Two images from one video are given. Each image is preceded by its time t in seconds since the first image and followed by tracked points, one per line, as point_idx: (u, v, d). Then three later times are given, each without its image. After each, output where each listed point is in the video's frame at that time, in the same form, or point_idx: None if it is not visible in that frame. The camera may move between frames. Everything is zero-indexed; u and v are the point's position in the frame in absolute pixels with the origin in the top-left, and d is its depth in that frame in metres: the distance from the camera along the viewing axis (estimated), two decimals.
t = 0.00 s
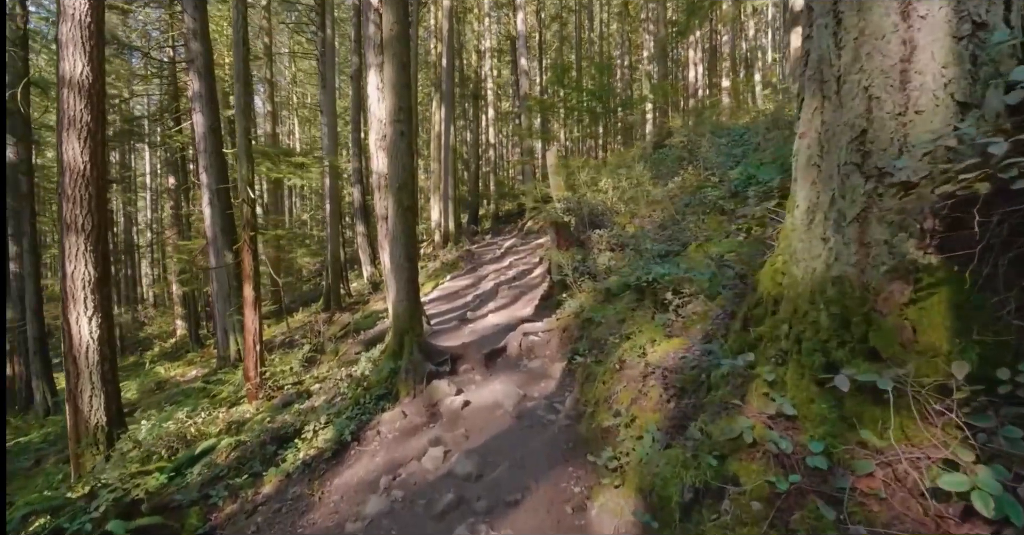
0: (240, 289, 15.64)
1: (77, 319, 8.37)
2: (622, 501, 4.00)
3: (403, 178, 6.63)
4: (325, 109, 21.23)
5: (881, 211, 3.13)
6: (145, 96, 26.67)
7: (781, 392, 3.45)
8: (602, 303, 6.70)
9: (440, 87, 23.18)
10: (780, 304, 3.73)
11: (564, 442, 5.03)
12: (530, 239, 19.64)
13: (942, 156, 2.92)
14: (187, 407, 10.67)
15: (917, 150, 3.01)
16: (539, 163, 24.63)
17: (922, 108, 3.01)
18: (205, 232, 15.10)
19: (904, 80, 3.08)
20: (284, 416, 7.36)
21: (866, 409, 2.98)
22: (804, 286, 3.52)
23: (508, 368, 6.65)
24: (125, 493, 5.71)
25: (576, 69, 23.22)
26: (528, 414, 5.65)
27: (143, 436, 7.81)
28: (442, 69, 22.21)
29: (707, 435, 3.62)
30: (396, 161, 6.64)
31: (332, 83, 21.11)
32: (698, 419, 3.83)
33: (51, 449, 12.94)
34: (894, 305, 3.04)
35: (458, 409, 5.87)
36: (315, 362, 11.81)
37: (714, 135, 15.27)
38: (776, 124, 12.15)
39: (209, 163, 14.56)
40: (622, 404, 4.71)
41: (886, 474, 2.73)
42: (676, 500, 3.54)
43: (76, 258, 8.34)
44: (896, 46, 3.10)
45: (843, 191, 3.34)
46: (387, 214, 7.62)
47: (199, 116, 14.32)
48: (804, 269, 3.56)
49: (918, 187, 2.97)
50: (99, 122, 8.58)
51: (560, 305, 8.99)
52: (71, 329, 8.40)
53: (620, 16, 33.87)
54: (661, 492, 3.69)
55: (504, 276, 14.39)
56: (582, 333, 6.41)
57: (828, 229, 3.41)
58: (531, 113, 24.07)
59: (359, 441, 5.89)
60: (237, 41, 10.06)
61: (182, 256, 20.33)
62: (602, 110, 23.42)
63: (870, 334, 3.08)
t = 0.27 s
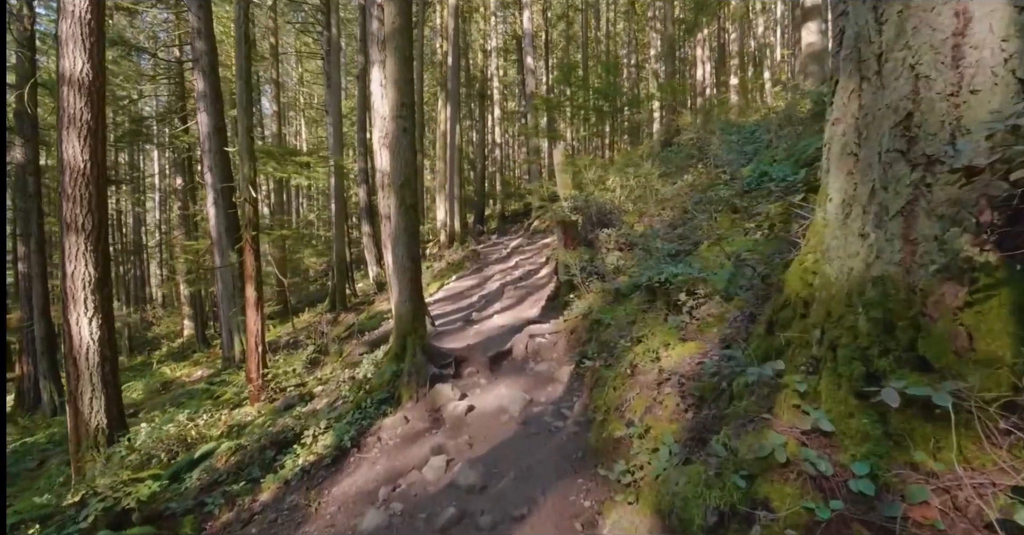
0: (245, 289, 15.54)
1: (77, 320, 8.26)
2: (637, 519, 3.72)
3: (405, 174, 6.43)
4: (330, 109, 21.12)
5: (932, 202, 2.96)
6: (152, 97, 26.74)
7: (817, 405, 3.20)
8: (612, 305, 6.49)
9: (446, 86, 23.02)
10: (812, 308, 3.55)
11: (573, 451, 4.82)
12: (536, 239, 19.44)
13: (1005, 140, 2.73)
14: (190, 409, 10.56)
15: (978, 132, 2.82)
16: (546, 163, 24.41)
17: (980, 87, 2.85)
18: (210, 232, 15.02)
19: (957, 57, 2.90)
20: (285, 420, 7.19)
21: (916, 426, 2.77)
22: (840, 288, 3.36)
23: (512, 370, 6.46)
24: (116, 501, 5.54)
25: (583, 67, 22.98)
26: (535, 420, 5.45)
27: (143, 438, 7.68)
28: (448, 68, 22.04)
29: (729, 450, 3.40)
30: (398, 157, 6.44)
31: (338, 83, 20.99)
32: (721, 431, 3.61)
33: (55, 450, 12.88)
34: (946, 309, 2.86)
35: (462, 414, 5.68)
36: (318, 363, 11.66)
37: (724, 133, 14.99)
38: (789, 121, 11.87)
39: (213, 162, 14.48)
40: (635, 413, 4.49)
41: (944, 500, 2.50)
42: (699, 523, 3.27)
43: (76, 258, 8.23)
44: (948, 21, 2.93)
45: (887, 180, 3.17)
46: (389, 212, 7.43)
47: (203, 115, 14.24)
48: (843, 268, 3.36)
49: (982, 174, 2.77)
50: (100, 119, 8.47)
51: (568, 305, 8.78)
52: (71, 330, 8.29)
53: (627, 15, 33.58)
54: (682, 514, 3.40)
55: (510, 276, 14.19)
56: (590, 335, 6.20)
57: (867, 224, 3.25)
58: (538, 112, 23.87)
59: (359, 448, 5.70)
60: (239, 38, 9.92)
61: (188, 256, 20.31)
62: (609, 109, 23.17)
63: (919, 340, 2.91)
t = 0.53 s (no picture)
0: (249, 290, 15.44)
1: (77, 320, 8.15)
2: None
3: (407, 172, 6.26)
4: (335, 108, 21.01)
5: (991, 195, 2.75)
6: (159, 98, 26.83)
7: (856, 421, 2.99)
8: (621, 307, 6.30)
9: (451, 85, 22.88)
10: (845, 314, 3.35)
11: (582, 462, 4.62)
12: (542, 239, 19.25)
13: None
14: (193, 411, 10.46)
15: None
16: (552, 162, 24.21)
17: None
18: (214, 232, 14.95)
19: (1018, 32, 2.70)
20: (286, 423, 7.05)
21: (973, 447, 2.58)
22: (878, 291, 3.16)
23: (518, 374, 6.31)
24: (107, 510, 5.42)
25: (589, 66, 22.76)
26: (541, 427, 5.27)
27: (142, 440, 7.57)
28: (453, 66, 21.89)
29: (756, 470, 3.23)
30: (400, 154, 6.27)
31: (343, 81, 20.87)
32: (745, 450, 3.41)
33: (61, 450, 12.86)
34: (1005, 316, 2.65)
35: (465, 420, 5.51)
36: (322, 364, 11.54)
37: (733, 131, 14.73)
38: (800, 118, 11.61)
39: (218, 161, 14.39)
40: (648, 423, 4.27)
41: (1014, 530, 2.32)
42: None
43: (76, 258, 8.12)
44: None
45: (933, 170, 2.97)
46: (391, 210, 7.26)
47: (208, 114, 14.16)
48: (882, 269, 3.16)
49: None
50: (100, 117, 8.37)
51: (575, 306, 8.59)
52: (71, 331, 8.18)
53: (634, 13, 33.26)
54: None
55: (516, 276, 14.01)
56: (599, 339, 6.02)
57: (912, 219, 3.04)
58: (544, 111, 23.66)
59: (358, 455, 5.53)
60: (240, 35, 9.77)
61: (194, 256, 20.30)
62: (616, 108, 22.91)
63: (977, 349, 2.70)
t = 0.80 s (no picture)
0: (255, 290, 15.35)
1: (78, 321, 8.06)
2: None
3: (410, 168, 6.10)
4: (341, 107, 20.88)
5: None
6: (167, 98, 26.86)
7: (905, 439, 2.86)
8: (631, 308, 6.11)
9: (457, 84, 22.70)
10: (886, 318, 3.26)
11: (592, 473, 4.43)
12: (549, 239, 19.03)
13: None
14: (196, 412, 10.36)
15: None
16: (559, 161, 24.00)
17: None
18: (219, 232, 14.86)
19: None
20: (287, 426, 6.90)
21: None
22: (928, 293, 3.07)
23: (523, 377, 6.14)
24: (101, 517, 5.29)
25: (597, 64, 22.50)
26: (548, 434, 5.08)
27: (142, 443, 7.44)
28: (459, 65, 21.71)
29: (790, 491, 3.05)
30: (403, 150, 6.11)
31: (348, 80, 20.75)
32: (774, 467, 3.26)
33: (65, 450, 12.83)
34: None
35: (469, 426, 5.33)
36: (326, 365, 11.41)
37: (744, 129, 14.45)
38: (813, 115, 11.33)
39: (223, 160, 14.30)
40: (663, 433, 4.07)
41: None
42: None
43: (76, 258, 8.02)
44: None
45: (992, 158, 2.90)
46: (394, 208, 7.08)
47: (213, 113, 14.06)
48: (930, 269, 3.08)
49: None
50: (101, 115, 8.27)
51: (583, 307, 8.39)
52: (72, 332, 8.09)
53: (643, 10, 32.90)
54: None
55: (522, 276, 13.82)
56: (608, 342, 5.84)
57: (967, 212, 2.98)
58: (551, 110, 23.42)
59: (359, 462, 5.36)
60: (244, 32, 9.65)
61: (200, 256, 20.28)
62: (625, 106, 22.61)
63: None
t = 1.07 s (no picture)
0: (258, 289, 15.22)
1: (78, 322, 7.94)
2: None
3: (414, 163, 5.91)
4: (346, 106, 20.72)
5: None
6: (173, 98, 26.89)
7: (967, 464, 2.65)
8: (643, 311, 5.90)
9: (463, 82, 22.52)
10: (940, 325, 3.10)
11: (604, 487, 4.22)
12: (556, 238, 18.81)
13: None
14: (199, 413, 10.23)
15: None
16: (565, 161, 23.77)
17: None
18: (224, 231, 14.77)
19: None
20: (289, 429, 6.74)
21: None
22: (990, 296, 2.91)
23: (529, 380, 5.94)
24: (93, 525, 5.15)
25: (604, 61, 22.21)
26: (556, 443, 4.88)
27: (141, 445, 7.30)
28: (465, 64, 21.53)
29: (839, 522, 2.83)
30: (405, 144, 5.91)
31: (353, 79, 20.60)
32: (812, 492, 3.07)
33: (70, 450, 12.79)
34: None
35: (473, 433, 5.13)
36: (329, 366, 11.25)
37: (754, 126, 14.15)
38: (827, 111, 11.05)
39: (227, 159, 14.20)
40: (681, 447, 3.87)
41: None
42: None
43: (76, 258, 7.91)
44: None
45: None
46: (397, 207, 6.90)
47: (217, 112, 13.96)
48: (994, 267, 2.93)
49: None
50: (101, 112, 8.14)
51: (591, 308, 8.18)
52: (72, 332, 7.98)
53: (650, 7, 32.55)
54: None
55: (528, 276, 13.61)
56: (619, 346, 5.65)
57: None
58: (557, 108, 23.20)
59: (359, 470, 5.18)
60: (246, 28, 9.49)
61: (206, 255, 20.26)
62: (632, 104, 22.34)
63: None
